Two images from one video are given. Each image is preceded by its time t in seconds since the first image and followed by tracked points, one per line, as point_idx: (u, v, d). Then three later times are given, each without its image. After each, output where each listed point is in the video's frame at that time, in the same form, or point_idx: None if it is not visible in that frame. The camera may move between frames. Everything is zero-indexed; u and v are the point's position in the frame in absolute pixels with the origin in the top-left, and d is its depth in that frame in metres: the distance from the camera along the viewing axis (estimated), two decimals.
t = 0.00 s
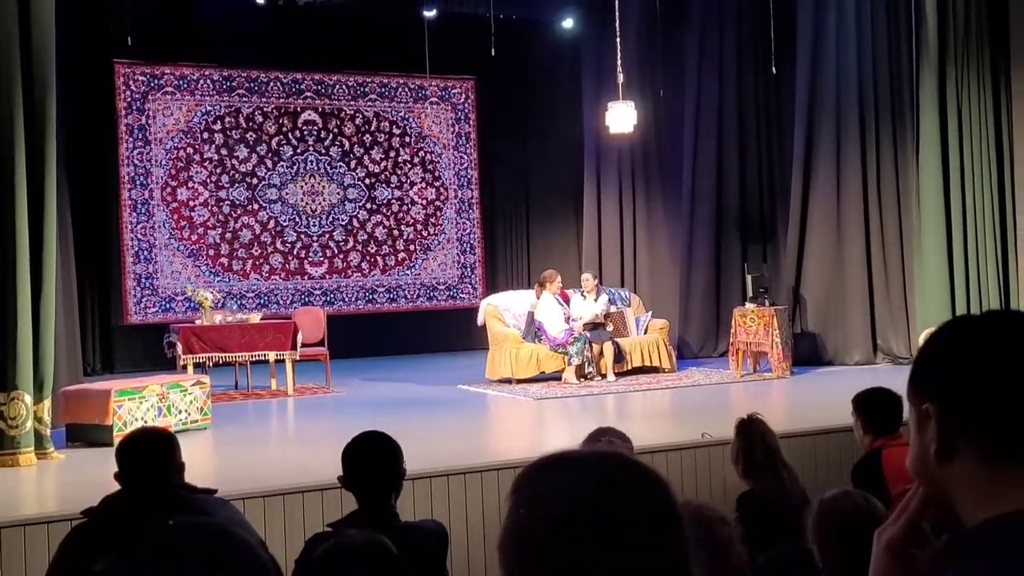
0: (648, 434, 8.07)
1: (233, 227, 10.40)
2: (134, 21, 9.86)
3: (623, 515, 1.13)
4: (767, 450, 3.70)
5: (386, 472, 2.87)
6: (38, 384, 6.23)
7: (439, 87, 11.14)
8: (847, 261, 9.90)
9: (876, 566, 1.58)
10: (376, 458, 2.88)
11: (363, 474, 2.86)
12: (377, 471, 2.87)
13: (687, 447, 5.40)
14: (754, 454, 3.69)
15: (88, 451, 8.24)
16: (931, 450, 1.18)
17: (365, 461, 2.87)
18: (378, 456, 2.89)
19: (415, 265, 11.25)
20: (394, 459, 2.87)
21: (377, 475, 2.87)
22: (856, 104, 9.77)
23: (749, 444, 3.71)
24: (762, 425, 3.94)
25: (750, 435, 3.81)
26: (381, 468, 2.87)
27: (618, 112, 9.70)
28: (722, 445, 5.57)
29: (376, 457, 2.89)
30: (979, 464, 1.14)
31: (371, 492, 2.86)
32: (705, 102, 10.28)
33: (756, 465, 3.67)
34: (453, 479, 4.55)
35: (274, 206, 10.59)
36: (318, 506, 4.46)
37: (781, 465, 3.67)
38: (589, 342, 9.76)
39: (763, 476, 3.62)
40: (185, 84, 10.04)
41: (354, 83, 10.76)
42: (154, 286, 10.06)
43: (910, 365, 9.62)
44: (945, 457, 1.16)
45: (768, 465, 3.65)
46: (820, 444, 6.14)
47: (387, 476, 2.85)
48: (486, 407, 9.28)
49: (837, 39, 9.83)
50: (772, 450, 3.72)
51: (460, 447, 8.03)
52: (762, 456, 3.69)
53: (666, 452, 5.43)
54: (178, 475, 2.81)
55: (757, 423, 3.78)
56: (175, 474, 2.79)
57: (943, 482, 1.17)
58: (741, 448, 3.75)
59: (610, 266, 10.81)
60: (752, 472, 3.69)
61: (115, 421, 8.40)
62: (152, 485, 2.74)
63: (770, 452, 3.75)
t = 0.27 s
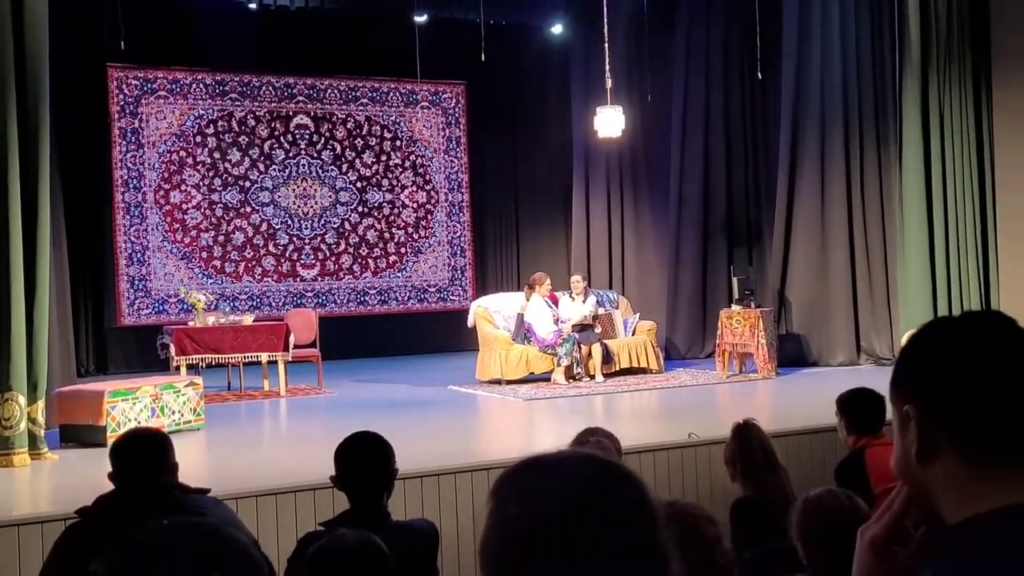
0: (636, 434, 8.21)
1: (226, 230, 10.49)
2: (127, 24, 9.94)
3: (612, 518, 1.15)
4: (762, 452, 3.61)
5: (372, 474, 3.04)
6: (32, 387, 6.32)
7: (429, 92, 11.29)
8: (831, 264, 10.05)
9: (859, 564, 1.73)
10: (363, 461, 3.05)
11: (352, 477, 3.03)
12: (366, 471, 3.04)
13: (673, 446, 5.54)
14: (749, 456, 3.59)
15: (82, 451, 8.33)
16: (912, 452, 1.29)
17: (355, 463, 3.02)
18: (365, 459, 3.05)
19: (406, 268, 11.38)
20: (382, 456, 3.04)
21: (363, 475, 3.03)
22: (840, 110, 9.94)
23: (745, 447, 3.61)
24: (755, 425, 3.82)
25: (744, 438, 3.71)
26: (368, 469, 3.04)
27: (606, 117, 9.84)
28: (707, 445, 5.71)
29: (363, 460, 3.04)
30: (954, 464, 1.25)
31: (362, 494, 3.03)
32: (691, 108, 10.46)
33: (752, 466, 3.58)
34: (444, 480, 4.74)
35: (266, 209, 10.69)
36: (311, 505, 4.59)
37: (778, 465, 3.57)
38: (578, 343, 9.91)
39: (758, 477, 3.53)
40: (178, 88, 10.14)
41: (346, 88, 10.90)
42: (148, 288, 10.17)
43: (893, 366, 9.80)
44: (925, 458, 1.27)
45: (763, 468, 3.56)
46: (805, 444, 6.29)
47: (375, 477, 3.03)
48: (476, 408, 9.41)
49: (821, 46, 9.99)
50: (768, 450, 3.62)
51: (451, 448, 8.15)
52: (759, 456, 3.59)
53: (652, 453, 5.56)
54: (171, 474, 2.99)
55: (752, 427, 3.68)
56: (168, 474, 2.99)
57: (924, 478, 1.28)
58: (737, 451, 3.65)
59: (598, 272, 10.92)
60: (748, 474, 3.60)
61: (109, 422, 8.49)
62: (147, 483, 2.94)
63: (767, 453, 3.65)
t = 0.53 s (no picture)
0: (627, 439, 8.11)
1: (214, 232, 10.40)
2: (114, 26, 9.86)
3: (606, 534, 1.13)
4: (752, 463, 3.52)
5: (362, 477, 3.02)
6: (16, 388, 6.21)
7: (420, 93, 11.21)
8: (825, 266, 9.98)
9: (854, 566, 1.73)
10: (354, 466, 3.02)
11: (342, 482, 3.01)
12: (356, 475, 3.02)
13: (662, 450, 5.44)
14: (739, 466, 3.51)
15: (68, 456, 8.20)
16: (904, 458, 1.22)
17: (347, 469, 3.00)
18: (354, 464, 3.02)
19: (396, 271, 11.30)
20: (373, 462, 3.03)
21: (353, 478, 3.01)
22: (832, 111, 9.90)
23: (734, 457, 3.52)
24: (743, 429, 3.70)
25: (734, 445, 3.61)
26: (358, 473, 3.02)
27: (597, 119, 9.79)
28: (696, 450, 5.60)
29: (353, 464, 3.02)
30: (951, 475, 1.18)
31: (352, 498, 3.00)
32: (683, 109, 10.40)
33: (741, 477, 3.51)
34: (433, 484, 4.68)
35: (255, 211, 10.61)
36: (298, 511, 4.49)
37: (767, 474, 3.52)
38: (570, 346, 9.84)
39: (746, 489, 3.47)
40: (165, 90, 10.04)
41: (335, 89, 10.81)
42: (134, 291, 10.06)
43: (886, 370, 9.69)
44: (917, 463, 1.20)
45: (753, 480, 3.49)
46: (798, 446, 6.19)
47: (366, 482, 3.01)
48: (467, 412, 9.32)
49: (814, 47, 9.94)
50: (758, 460, 3.55)
51: (441, 453, 8.05)
52: (748, 466, 3.50)
53: (641, 457, 5.45)
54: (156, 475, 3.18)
55: (741, 435, 3.55)
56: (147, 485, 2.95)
57: (917, 486, 1.21)
58: (727, 461, 3.56)
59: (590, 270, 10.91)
60: (737, 484, 3.53)
61: (94, 426, 8.38)
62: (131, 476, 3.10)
63: (758, 462, 3.56)
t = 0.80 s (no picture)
0: (628, 446, 7.76)
1: (195, 233, 10.03)
2: (92, 17, 9.49)
3: (601, 535, 1.03)
4: (754, 474, 3.31)
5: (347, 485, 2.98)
6: None
7: (409, 88, 10.87)
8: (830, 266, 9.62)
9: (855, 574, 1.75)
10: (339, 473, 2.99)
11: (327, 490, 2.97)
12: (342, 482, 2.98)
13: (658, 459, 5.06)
14: (739, 478, 3.30)
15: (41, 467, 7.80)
16: (911, 468, 1.27)
17: (332, 475, 2.97)
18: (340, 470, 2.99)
19: (385, 272, 10.92)
20: (360, 470, 3.00)
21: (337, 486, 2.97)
22: (838, 107, 9.54)
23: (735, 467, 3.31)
24: (738, 436, 3.49)
25: (733, 455, 3.37)
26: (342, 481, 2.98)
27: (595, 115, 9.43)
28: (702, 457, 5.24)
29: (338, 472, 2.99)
30: (957, 483, 1.23)
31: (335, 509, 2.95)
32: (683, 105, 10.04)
33: (742, 489, 3.30)
34: (425, 493, 4.44)
35: (238, 211, 10.22)
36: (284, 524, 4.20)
37: (769, 485, 3.31)
38: (566, 352, 9.46)
39: (748, 501, 3.26)
40: (145, 84, 9.73)
41: (322, 84, 10.45)
42: (113, 293, 9.72)
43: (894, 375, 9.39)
44: (925, 473, 1.25)
45: (756, 491, 3.28)
46: (809, 456, 5.84)
47: (351, 491, 2.97)
48: (459, 419, 8.95)
49: (819, 40, 9.58)
50: (760, 470, 3.33)
51: (433, 462, 7.69)
52: (750, 477, 3.30)
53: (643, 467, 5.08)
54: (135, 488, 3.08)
55: (742, 444, 3.33)
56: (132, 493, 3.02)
57: (927, 497, 1.25)
58: (727, 472, 3.34)
59: (587, 276, 10.48)
60: (738, 496, 3.31)
61: (71, 435, 7.98)
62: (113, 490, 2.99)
63: (758, 472, 3.35)
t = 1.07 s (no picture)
0: (628, 452, 7.53)
1: (187, 233, 9.84)
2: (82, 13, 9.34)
3: (599, 542, 0.96)
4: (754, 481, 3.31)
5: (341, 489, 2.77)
6: None
7: (405, 85, 10.62)
8: (834, 267, 9.40)
9: None
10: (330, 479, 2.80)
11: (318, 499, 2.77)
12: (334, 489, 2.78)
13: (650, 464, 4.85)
14: (739, 484, 3.31)
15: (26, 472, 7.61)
16: (921, 475, 1.15)
17: (324, 480, 2.78)
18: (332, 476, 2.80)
19: (380, 274, 10.70)
20: (354, 475, 2.78)
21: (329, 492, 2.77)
22: (844, 104, 9.31)
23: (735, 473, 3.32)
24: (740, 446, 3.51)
25: (733, 463, 3.40)
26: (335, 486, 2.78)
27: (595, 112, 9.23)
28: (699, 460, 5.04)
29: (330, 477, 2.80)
30: (968, 488, 1.11)
31: (329, 515, 2.75)
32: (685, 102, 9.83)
33: (743, 495, 3.30)
34: (420, 500, 4.35)
35: (230, 211, 10.03)
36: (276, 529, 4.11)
37: (770, 491, 3.31)
38: (566, 355, 9.22)
39: (747, 507, 3.27)
40: (135, 82, 9.51)
41: (315, 81, 10.26)
42: (101, 295, 9.50)
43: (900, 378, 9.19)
44: (935, 479, 1.13)
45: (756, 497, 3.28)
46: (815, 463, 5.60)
47: (342, 498, 2.76)
48: (455, 424, 8.74)
49: (824, 35, 9.35)
50: (760, 476, 3.33)
51: (427, 467, 7.48)
52: (751, 483, 3.31)
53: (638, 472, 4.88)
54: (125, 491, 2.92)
55: (740, 451, 3.35)
56: (121, 498, 2.85)
57: (938, 507, 1.13)
58: (727, 479, 3.35)
59: (587, 275, 10.29)
60: (739, 502, 3.31)
61: (60, 439, 7.76)
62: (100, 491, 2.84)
63: (759, 478, 3.36)
